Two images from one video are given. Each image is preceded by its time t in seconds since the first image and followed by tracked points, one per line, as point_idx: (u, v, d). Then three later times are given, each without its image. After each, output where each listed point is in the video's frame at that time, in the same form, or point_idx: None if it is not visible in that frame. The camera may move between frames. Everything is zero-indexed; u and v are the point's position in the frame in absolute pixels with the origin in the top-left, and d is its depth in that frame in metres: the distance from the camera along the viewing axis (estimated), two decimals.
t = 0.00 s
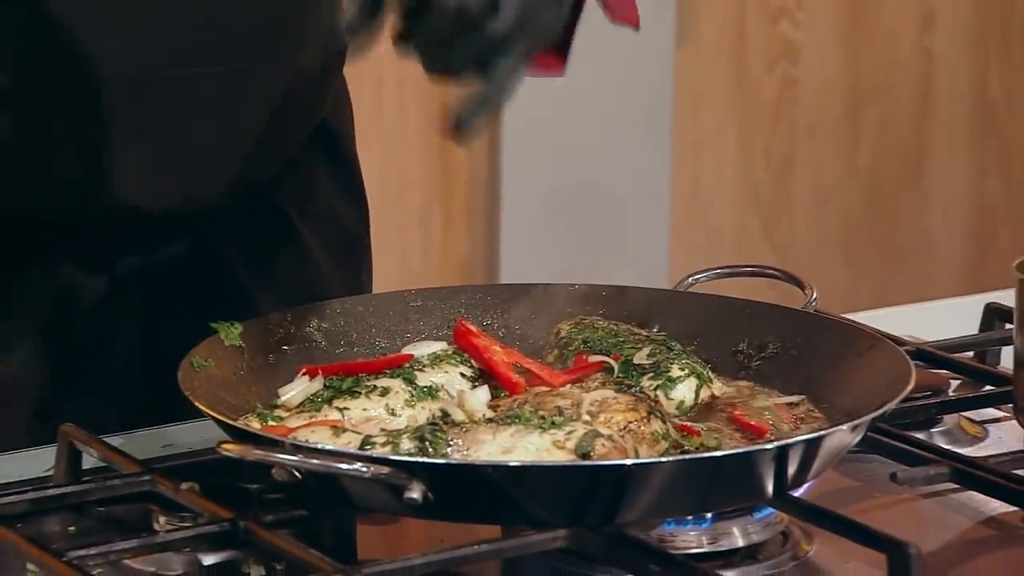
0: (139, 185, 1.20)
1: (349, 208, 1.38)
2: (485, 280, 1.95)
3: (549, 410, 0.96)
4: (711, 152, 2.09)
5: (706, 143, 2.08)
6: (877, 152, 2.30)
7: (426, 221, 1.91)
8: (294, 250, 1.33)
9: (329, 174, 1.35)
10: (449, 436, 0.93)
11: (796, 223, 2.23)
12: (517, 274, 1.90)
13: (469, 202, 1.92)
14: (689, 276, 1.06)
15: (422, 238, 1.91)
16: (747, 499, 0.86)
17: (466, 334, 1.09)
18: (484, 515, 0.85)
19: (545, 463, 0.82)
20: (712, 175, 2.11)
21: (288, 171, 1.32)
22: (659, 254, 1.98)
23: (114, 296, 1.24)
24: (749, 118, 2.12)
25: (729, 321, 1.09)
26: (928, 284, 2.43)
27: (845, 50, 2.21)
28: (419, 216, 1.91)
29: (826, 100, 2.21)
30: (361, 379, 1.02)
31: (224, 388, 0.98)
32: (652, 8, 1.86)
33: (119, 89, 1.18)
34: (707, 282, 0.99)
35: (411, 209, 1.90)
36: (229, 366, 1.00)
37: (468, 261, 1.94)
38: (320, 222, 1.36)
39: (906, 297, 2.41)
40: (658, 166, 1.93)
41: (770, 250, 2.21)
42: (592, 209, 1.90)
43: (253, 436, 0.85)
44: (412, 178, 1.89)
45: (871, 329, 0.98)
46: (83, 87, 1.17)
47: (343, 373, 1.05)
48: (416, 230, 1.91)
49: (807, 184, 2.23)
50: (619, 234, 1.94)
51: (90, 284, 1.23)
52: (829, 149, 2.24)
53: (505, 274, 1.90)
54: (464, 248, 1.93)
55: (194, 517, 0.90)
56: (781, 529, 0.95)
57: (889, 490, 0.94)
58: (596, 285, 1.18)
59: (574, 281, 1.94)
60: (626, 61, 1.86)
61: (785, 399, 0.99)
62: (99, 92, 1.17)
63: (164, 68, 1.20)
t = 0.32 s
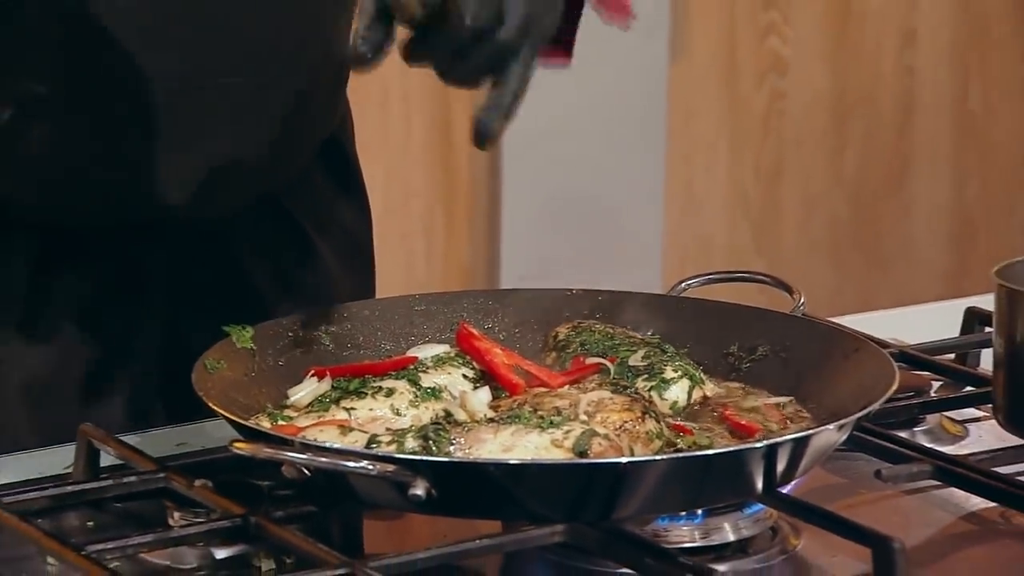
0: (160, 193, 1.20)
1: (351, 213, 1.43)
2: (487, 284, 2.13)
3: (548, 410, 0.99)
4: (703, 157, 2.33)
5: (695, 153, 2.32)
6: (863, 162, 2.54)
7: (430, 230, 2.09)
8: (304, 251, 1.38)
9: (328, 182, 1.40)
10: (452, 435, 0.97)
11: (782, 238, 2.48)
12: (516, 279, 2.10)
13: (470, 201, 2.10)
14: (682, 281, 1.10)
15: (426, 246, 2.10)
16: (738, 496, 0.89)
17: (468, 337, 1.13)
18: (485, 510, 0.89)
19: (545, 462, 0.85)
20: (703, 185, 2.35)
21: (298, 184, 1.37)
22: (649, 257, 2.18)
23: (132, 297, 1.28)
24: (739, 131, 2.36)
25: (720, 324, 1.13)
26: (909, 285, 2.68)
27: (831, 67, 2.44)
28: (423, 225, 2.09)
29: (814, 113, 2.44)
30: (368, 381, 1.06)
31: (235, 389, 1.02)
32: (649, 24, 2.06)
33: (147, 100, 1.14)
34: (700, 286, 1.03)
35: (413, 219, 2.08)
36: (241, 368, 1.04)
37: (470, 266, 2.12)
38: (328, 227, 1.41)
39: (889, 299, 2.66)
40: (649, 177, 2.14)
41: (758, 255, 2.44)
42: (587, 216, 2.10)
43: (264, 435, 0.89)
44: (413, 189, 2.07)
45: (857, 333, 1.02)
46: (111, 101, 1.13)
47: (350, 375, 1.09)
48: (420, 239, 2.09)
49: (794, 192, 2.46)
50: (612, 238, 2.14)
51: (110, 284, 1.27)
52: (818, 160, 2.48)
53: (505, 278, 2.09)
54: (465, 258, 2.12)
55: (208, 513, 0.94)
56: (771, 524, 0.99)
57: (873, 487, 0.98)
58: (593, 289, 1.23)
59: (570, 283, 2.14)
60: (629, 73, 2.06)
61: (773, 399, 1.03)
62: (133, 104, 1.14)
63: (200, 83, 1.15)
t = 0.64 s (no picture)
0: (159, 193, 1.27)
1: (361, 225, 1.47)
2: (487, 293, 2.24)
3: (546, 414, 1.04)
4: (692, 170, 2.40)
5: (685, 165, 2.39)
6: (851, 176, 2.62)
7: (432, 237, 2.19)
8: (309, 256, 1.43)
9: (339, 196, 1.44)
10: (454, 438, 1.01)
11: (771, 247, 2.55)
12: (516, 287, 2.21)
13: (471, 204, 2.20)
14: (674, 290, 1.14)
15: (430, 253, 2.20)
16: (728, 497, 0.92)
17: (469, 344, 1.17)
18: (484, 511, 0.92)
19: (542, 464, 0.89)
20: (695, 197, 2.42)
21: (306, 192, 1.41)
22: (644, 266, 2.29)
23: (147, 299, 1.33)
24: (728, 148, 2.44)
25: (712, 332, 1.17)
26: (894, 296, 2.75)
27: (818, 84, 2.52)
28: (426, 236, 2.19)
29: (803, 128, 2.53)
30: (373, 386, 1.11)
31: (247, 394, 1.06)
32: (634, 48, 2.18)
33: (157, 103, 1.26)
34: (692, 295, 1.07)
35: (421, 229, 2.19)
36: (251, 374, 1.09)
37: (471, 273, 2.23)
38: (336, 235, 1.45)
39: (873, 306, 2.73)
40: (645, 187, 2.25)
41: (746, 264, 2.52)
42: (584, 224, 2.22)
43: (272, 439, 0.93)
44: (417, 200, 2.17)
45: (843, 340, 1.06)
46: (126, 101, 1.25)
47: (355, 380, 1.13)
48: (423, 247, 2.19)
49: (782, 204, 2.53)
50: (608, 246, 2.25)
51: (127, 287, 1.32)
52: (804, 174, 2.55)
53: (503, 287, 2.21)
54: (466, 265, 2.22)
55: (219, 514, 0.98)
56: (760, 524, 1.03)
57: (858, 488, 1.02)
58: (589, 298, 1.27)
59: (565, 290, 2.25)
60: (613, 94, 2.17)
61: (763, 404, 1.07)
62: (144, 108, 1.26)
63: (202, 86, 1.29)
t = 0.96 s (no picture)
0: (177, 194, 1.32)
1: (370, 229, 1.52)
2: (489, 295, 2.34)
3: (543, 413, 1.07)
4: (684, 178, 2.52)
5: (679, 174, 2.51)
6: (836, 184, 2.73)
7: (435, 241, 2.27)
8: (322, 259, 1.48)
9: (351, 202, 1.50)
10: (455, 437, 1.04)
11: (763, 249, 2.66)
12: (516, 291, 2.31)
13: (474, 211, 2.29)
14: (668, 293, 1.18)
15: (434, 257, 2.29)
16: (719, 492, 0.96)
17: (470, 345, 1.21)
18: (484, 506, 0.95)
19: (541, 462, 0.92)
20: (687, 204, 2.53)
21: (316, 198, 1.46)
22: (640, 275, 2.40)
23: (167, 299, 1.38)
24: (719, 156, 2.55)
25: (705, 333, 1.21)
26: (880, 298, 2.86)
27: (806, 96, 2.63)
28: (430, 242, 2.27)
29: (792, 138, 2.64)
30: (377, 386, 1.14)
31: (256, 394, 1.10)
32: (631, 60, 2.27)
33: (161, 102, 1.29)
34: (685, 298, 1.11)
35: (426, 237, 2.27)
36: (260, 374, 1.12)
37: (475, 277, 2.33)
38: (346, 239, 1.50)
39: (860, 307, 2.84)
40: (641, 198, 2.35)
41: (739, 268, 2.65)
42: (582, 231, 2.32)
43: (281, 437, 0.97)
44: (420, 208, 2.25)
45: (831, 341, 1.10)
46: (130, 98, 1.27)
47: (360, 380, 1.17)
48: (429, 254, 2.28)
49: (772, 211, 2.65)
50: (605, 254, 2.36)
51: (145, 285, 1.37)
52: (793, 181, 2.66)
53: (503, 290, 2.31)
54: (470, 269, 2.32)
55: (228, 508, 1.01)
56: (750, 519, 1.07)
57: (844, 483, 1.07)
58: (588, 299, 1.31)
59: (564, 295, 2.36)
60: (610, 108, 2.27)
61: (752, 404, 1.11)
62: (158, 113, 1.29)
63: (208, 89, 1.30)
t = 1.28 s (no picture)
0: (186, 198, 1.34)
1: (375, 235, 1.56)
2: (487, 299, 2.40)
3: (542, 414, 1.10)
4: (680, 186, 2.58)
5: (675, 181, 2.57)
6: (828, 190, 2.79)
7: (434, 248, 2.34)
8: (329, 264, 1.51)
9: (357, 209, 1.53)
10: (456, 438, 1.07)
11: (755, 252, 2.72)
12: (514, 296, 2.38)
13: (472, 217, 2.35)
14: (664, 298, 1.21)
15: (433, 261, 2.34)
16: (713, 492, 0.98)
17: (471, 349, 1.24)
18: (484, 506, 0.98)
19: (540, 462, 0.95)
20: (681, 210, 2.59)
21: (321, 206, 1.50)
22: (633, 278, 2.48)
23: (175, 299, 1.41)
24: (714, 165, 2.61)
25: (701, 336, 1.24)
26: (868, 303, 2.92)
27: (800, 105, 2.69)
28: (429, 248, 2.33)
29: (784, 145, 2.69)
30: (380, 389, 1.17)
31: (262, 396, 1.13)
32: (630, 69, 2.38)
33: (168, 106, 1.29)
34: (679, 302, 1.13)
35: (425, 242, 2.33)
36: (267, 376, 1.15)
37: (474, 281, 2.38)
38: (350, 245, 1.53)
39: (849, 311, 2.89)
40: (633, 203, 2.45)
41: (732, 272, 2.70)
42: (576, 236, 2.40)
43: (286, 438, 0.99)
44: (420, 214, 2.31)
45: (822, 345, 1.13)
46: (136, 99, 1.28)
47: (364, 383, 1.20)
48: (427, 260, 2.34)
49: (765, 219, 2.71)
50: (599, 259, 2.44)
51: (157, 286, 1.40)
52: (786, 190, 2.73)
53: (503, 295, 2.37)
54: (470, 273, 2.38)
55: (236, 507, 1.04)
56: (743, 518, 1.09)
57: (835, 484, 1.09)
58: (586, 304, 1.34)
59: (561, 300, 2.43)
60: (610, 113, 2.37)
61: (745, 406, 1.14)
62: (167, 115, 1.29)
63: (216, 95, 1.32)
